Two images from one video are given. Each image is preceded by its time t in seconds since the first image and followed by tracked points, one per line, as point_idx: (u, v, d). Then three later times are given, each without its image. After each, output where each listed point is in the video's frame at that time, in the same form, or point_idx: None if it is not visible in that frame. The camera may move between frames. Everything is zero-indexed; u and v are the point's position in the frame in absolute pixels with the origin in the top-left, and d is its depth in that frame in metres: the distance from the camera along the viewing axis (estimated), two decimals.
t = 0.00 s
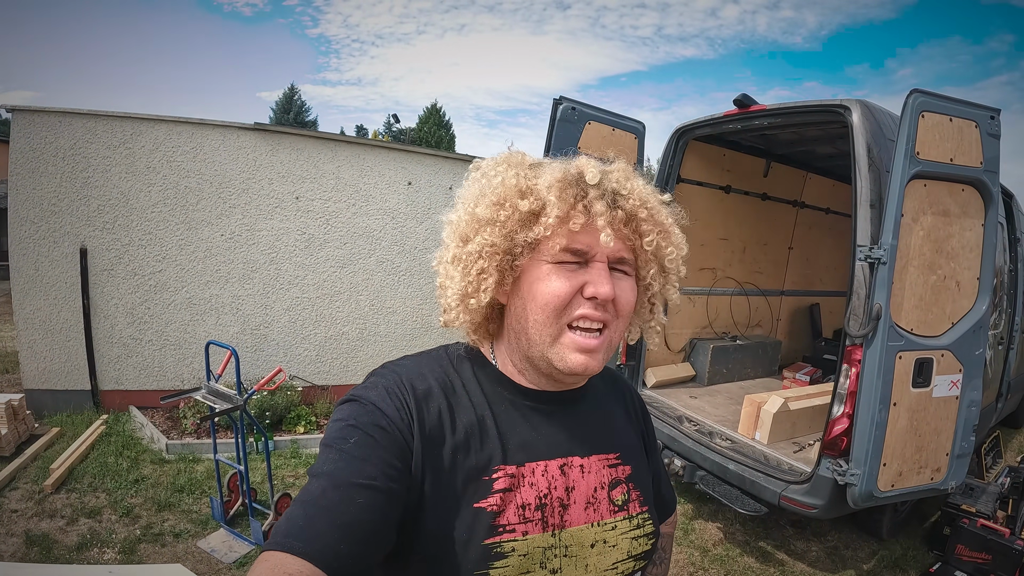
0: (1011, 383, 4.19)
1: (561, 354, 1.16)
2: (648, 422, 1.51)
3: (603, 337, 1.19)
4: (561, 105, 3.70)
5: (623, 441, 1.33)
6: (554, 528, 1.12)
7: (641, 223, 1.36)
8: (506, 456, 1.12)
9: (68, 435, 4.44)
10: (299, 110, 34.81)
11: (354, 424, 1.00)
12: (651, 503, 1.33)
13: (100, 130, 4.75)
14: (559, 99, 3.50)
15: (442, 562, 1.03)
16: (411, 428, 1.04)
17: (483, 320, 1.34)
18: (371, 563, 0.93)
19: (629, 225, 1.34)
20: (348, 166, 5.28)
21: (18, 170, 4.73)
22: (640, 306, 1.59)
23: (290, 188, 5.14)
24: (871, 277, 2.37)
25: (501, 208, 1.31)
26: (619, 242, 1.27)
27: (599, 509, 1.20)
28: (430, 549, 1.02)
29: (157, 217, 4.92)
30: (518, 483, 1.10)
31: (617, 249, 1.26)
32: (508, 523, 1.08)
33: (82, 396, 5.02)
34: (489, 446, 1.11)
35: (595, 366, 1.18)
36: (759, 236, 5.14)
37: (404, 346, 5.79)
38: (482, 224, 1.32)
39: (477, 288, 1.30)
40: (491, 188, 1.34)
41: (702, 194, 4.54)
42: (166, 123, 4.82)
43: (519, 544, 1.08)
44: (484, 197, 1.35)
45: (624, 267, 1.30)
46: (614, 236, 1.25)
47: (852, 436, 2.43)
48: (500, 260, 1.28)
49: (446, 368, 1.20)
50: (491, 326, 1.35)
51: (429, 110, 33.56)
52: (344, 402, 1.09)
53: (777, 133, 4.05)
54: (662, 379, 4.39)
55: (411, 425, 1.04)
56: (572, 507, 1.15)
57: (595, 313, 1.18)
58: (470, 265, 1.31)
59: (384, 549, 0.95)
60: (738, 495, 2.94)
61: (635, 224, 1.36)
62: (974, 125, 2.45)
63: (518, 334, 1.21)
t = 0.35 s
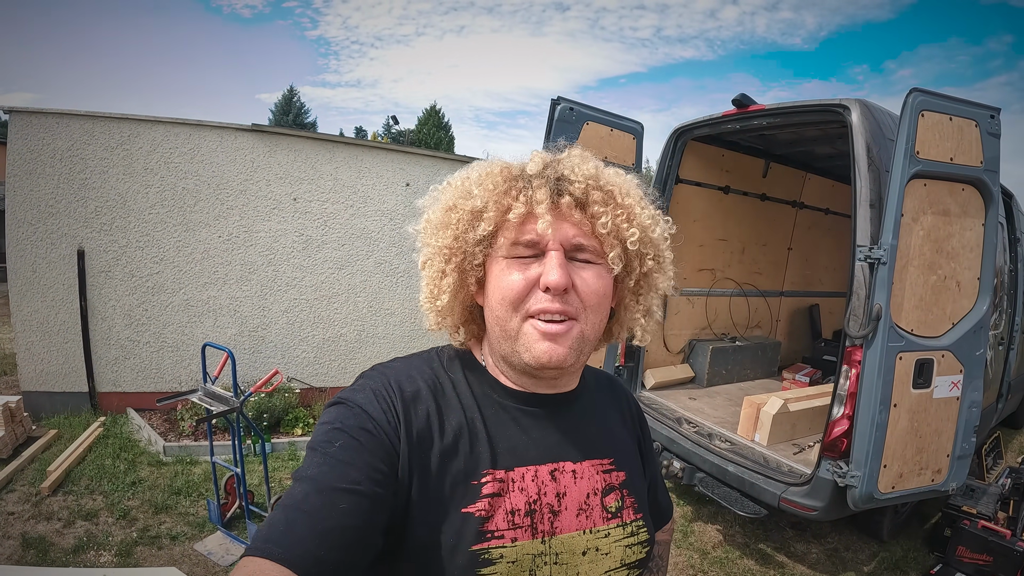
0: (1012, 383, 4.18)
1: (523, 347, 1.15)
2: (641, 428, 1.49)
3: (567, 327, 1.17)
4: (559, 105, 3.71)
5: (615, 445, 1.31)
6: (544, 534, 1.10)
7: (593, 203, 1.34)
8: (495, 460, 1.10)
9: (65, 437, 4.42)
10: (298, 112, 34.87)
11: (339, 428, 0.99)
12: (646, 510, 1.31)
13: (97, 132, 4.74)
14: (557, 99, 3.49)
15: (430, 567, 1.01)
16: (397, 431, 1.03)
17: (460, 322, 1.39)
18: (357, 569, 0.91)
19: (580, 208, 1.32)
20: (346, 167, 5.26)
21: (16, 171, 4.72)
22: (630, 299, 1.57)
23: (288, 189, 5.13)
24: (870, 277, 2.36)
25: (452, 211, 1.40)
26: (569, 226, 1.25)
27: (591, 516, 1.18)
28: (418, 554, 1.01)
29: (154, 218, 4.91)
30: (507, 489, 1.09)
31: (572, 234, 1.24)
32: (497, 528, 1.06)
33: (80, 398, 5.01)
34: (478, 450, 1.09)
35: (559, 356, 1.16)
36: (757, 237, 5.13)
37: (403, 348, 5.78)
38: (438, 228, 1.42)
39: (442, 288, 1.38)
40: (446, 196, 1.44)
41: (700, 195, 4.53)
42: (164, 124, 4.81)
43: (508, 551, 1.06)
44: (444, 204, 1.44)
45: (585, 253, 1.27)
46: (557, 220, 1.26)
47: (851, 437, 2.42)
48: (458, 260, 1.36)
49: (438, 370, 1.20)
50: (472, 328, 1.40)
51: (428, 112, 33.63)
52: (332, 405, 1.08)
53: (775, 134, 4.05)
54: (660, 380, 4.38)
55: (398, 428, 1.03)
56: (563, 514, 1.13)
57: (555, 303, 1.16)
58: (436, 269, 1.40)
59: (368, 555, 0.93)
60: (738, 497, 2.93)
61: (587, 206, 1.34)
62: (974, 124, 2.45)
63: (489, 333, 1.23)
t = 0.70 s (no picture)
0: (1010, 384, 4.18)
1: (524, 359, 1.15)
2: (639, 431, 1.49)
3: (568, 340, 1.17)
4: (558, 106, 3.71)
5: (613, 448, 1.30)
6: (542, 537, 1.10)
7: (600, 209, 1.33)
8: (493, 463, 1.10)
9: (63, 439, 4.41)
10: (297, 113, 34.88)
11: (336, 431, 0.98)
12: (643, 513, 1.30)
13: (95, 133, 4.73)
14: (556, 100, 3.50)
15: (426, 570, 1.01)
16: (393, 435, 1.02)
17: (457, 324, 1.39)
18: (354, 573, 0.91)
19: (586, 215, 1.30)
20: (344, 168, 5.26)
21: (13, 172, 4.71)
22: (633, 305, 1.57)
23: (286, 191, 5.12)
24: (870, 278, 2.36)
25: (452, 214, 1.39)
26: (575, 233, 1.24)
27: (589, 518, 1.17)
28: (414, 557, 1.00)
29: (153, 220, 4.90)
30: (505, 492, 1.08)
31: (578, 242, 1.23)
32: (494, 531, 1.05)
33: (78, 400, 4.99)
34: (476, 452, 1.09)
35: (560, 369, 1.16)
36: (756, 238, 5.13)
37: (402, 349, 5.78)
38: (437, 231, 1.41)
39: (439, 292, 1.37)
40: (445, 198, 1.43)
41: (699, 197, 4.53)
42: (162, 125, 4.81)
43: (505, 554, 1.05)
44: (444, 206, 1.43)
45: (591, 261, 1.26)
46: (562, 227, 1.24)
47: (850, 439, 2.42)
48: (458, 265, 1.35)
49: (434, 372, 1.19)
50: (470, 329, 1.39)
51: (427, 114, 33.67)
52: (328, 407, 1.07)
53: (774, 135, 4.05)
54: (659, 382, 4.37)
55: (394, 432, 1.02)
56: (560, 517, 1.13)
57: (556, 313, 1.16)
58: (434, 272, 1.39)
59: (364, 561, 0.92)
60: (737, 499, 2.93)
61: (593, 212, 1.32)
62: (973, 125, 2.45)
63: (488, 340, 1.22)
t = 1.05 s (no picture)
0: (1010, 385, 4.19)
1: (534, 362, 1.14)
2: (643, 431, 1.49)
3: (578, 344, 1.17)
4: (558, 108, 3.71)
5: (617, 449, 1.30)
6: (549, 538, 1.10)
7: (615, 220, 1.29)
8: (497, 464, 1.10)
9: (62, 441, 4.40)
10: (296, 116, 34.93)
11: (340, 430, 0.98)
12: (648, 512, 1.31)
13: (95, 135, 4.73)
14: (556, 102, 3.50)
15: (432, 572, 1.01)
16: (397, 434, 1.01)
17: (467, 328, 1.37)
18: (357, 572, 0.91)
19: (601, 224, 1.28)
20: (344, 170, 5.26)
21: (13, 174, 4.71)
22: (639, 306, 1.58)
23: (285, 193, 5.12)
24: (870, 279, 2.37)
25: (464, 217, 1.36)
26: (589, 243, 1.22)
27: (594, 518, 1.18)
28: (420, 558, 1.00)
29: (152, 222, 4.90)
30: (511, 493, 1.08)
31: (590, 250, 1.22)
32: (502, 533, 1.05)
33: (77, 402, 4.98)
34: (480, 453, 1.09)
35: (569, 372, 1.16)
36: (756, 240, 5.13)
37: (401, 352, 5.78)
38: (448, 234, 1.38)
39: (448, 296, 1.34)
40: (455, 199, 1.39)
41: (698, 198, 4.54)
42: (162, 127, 4.81)
43: (513, 555, 1.05)
44: (455, 208, 1.39)
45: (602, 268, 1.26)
46: (578, 236, 1.21)
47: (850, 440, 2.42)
48: (468, 268, 1.33)
49: (439, 373, 1.19)
50: (478, 329, 1.37)
51: (426, 117, 33.74)
52: (332, 406, 1.06)
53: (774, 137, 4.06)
54: (659, 384, 4.37)
55: (398, 431, 1.02)
56: (566, 517, 1.13)
57: (567, 319, 1.15)
58: (444, 275, 1.37)
59: (367, 560, 0.92)
60: (738, 500, 2.93)
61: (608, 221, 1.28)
62: (972, 126, 2.46)
63: (497, 340, 1.21)
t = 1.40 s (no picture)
0: (1009, 382, 4.20)
1: (558, 356, 1.15)
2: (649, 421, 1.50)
3: (600, 338, 1.19)
4: (555, 111, 3.73)
5: (624, 441, 1.31)
6: (563, 529, 1.11)
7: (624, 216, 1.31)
8: (508, 458, 1.10)
9: (63, 446, 4.39)
10: (294, 122, 34.99)
11: (352, 428, 0.98)
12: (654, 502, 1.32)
13: (94, 141, 4.74)
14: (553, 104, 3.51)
15: (449, 568, 1.01)
16: (409, 431, 1.02)
17: (478, 326, 1.34)
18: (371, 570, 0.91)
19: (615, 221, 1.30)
20: (342, 175, 5.27)
21: (12, 181, 4.71)
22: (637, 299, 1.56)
23: (284, 198, 5.13)
24: (868, 277, 2.38)
25: (478, 217, 1.32)
26: (606, 240, 1.25)
27: (605, 509, 1.19)
28: (435, 555, 1.00)
29: (151, 227, 4.90)
30: (524, 487, 1.09)
31: (607, 247, 1.25)
32: (516, 525, 1.06)
33: (77, 408, 4.97)
34: (490, 447, 1.09)
35: (592, 366, 1.18)
36: (753, 240, 5.15)
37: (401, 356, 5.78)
38: (461, 234, 1.33)
39: (461, 295, 1.31)
40: (467, 201, 1.35)
41: (696, 199, 4.56)
42: (161, 133, 4.82)
43: (528, 547, 1.06)
44: (467, 209, 1.34)
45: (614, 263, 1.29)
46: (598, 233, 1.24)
47: (852, 436, 2.43)
48: (482, 268, 1.29)
49: (447, 370, 1.19)
50: (485, 329, 1.35)
51: (424, 121, 33.78)
52: (344, 404, 1.06)
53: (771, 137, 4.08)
54: (659, 385, 4.38)
55: (410, 428, 1.02)
56: (578, 509, 1.14)
57: (591, 313, 1.17)
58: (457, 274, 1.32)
59: (382, 556, 0.92)
60: (739, 499, 2.93)
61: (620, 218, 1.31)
62: (967, 124, 2.47)
63: (515, 338, 1.20)
